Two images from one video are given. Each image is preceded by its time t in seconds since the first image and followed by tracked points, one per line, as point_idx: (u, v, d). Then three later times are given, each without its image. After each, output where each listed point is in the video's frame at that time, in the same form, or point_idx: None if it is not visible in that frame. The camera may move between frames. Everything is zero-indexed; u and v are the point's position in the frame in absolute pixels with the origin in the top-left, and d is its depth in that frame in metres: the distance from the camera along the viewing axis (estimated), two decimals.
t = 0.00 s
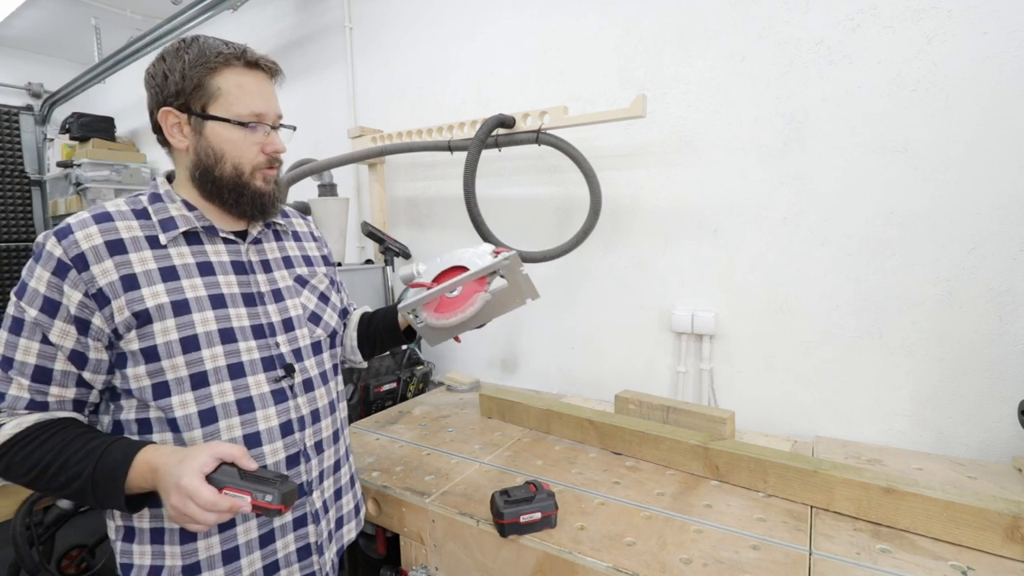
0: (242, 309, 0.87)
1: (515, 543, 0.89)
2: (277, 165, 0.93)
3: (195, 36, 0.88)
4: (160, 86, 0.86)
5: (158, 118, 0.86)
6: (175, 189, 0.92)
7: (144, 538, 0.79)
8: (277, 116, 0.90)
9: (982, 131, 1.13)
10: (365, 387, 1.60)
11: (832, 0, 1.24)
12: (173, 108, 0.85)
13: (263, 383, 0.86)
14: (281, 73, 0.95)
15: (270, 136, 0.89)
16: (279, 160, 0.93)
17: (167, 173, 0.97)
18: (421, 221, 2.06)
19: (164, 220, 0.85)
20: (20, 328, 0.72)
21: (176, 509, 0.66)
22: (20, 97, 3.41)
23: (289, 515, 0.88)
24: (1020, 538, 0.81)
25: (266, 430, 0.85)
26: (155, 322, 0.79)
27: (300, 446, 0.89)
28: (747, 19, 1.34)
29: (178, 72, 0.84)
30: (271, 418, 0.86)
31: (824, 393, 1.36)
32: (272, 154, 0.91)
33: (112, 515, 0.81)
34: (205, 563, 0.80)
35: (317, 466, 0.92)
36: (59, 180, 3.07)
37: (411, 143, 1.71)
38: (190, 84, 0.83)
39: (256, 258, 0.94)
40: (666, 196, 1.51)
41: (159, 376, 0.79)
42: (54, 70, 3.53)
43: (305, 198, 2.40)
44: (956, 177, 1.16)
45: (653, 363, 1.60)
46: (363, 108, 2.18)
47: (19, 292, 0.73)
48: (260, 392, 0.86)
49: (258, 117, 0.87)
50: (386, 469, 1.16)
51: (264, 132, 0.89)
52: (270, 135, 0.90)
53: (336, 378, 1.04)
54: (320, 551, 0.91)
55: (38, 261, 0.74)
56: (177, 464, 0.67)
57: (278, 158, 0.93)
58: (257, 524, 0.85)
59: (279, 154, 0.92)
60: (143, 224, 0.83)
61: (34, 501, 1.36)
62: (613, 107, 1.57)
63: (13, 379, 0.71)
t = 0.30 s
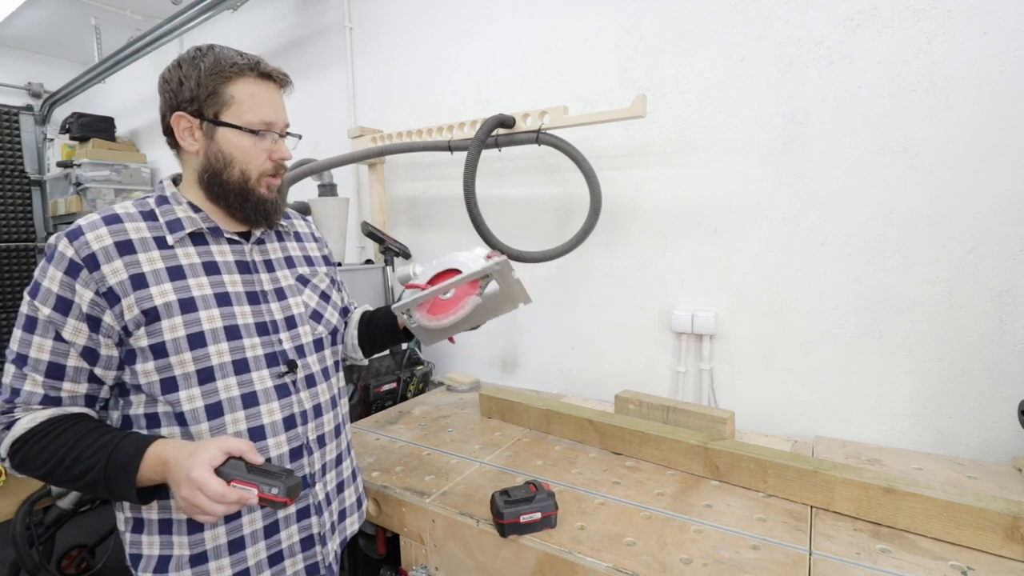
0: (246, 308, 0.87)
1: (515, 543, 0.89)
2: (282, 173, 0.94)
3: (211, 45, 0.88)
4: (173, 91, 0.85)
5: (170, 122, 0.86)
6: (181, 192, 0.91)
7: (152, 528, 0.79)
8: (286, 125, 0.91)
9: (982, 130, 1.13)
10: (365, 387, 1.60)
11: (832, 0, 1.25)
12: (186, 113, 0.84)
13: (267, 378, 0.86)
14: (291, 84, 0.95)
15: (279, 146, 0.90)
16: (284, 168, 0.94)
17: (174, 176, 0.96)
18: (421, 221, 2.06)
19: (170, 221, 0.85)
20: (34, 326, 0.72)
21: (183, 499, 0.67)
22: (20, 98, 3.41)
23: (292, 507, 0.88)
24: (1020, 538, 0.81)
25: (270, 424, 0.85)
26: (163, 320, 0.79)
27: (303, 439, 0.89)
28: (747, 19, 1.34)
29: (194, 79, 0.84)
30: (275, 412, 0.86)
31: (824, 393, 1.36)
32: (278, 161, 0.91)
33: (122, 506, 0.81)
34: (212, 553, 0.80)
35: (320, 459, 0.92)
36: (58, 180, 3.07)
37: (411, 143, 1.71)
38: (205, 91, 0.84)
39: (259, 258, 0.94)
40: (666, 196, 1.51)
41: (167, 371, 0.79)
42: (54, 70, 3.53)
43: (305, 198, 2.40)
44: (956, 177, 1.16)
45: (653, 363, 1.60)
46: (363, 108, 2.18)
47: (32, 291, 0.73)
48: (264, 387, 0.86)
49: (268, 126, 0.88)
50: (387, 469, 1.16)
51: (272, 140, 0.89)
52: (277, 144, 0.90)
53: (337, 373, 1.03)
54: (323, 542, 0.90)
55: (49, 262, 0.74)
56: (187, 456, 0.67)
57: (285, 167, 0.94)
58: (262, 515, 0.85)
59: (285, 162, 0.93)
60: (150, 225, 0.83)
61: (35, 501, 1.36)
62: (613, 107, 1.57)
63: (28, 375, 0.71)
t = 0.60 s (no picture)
0: (250, 307, 0.87)
1: (515, 543, 0.89)
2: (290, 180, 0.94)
3: (232, 53, 0.88)
4: (192, 96, 0.85)
5: (186, 125, 0.86)
6: (191, 194, 0.91)
7: (155, 521, 0.80)
8: (298, 135, 0.91)
9: (982, 130, 1.13)
10: (365, 387, 1.60)
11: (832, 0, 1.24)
12: (203, 118, 0.84)
13: (269, 375, 0.86)
14: (304, 95, 0.96)
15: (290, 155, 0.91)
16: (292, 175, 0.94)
17: (182, 178, 0.96)
18: (421, 221, 2.06)
19: (180, 222, 0.85)
20: (45, 321, 0.72)
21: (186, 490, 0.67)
22: (20, 98, 3.41)
23: (292, 502, 0.88)
24: (1020, 538, 0.81)
25: (271, 420, 0.85)
26: (170, 317, 0.79)
27: (303, 436, 0.89)
28: (747, 19, 1.34)
29: (213, 87, 0.84)
30: (276, 409, 0.86)
31: (824, 393, 1.36)
32: (288, 169, 0.91)
33: (125, 498, 0.81)
34: (212, 546, 0.80)
35: (319, 456, 0.92)
36: (59, 180, 3.08)
37: (411, 143, 1.71)
38: (222, 99, 0.84)
39: (264, 258, 0.94)
40: (666, 196, 1.51)
41: (173, 367, 0.79)
42: (54, 70, 3.53)
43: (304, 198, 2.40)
44: (956, 177, 1.16)
45: (653, 363, 1.60)
46: (363, 108, 2.18)
47: (44, 287, 0.73)
48: (266, 384, 0.86)
49: (281, 135, 0.88)
50: (387, 469, 1.16)
51: (284, 149, 0.89)
52: (288, 153, 0.90)
53: (338, 373, 1.03)
54: (322, 537, 0.91)
55: (62, 259, 0.74)
56: (191, 448, 0.68)
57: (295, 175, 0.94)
58: (262, 509, 0.85)
59: (294, 170, 0.93)
60: (159, 225, 0.83)
61: (34, 501, 1.36)
62: (613, 107, 1.57)
63: (39, 368, 0.71)
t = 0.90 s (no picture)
0: (253, 306, 0.87)
1: (515, 543, 0.89)
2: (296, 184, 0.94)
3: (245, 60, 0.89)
4: (206, 99, 0.85)
5: (197, 126, 0.86)
6: (197, 195, 0.91)
7: (158, 516, 0.79)
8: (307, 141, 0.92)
9: (982, 131, 1.13)
10: (365, 387, 1.60)
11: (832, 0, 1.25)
12: (216, 121, 0.84)
13: (271, 373, 0.86)
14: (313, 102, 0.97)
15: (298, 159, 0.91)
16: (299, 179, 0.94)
17: (188, 178, 0.96)
18: (421, 221, 2.06)
19: (185, 221, 0.85)
20: (52, 317, 0.72)
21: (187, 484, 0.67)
22: (20, 98, 3.41)
23: (292, 498, 0.88)
24: (1020, 538, 0.81)
25: (273, 418, 0.85)
26: (175, 314, 0.79)
27: (304, 434, 0.89)
28: (747, 19, 1.35)
29: (227, 91, 0.84)
30: (278, 407, 0.86)
31: (824, 393, 1.36)
32: (296, 173, 0.92)
33: (129, 494, 0.81)
34: (213, 542, 0.80)
35: (320, 454, 0.92)
36: (59, 180, 3.08)
37: (411, 143, 1.71)
38: (237, 102, 0.84)
39: (267, 258, 0.94)
40: (666, 196, 1.51)
41: (176, 364, 0.79)
42: (54, 70, 3.53)
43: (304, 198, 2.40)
44: (956, 177, 1.16)
45: (653, 363, 1.60)
46: (363, 108, 2.18)
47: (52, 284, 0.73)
48: (268, 382, 0.86)
49: (292, 141, 0.89)
50: (386, 469, 1.16)
51: (293, 154, 0.90)
52: (297, 157, 0.91)
53: (340, 374, 1.03)
54: (322, 535, 0.91)
55: (70, 256, 0.74)
56: (193, 443, 0.68)
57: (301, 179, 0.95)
58: (263, 505, 0.85)
59: (301, 175, 0.94)
60: (166, 225, 0.84)
61: (34, 501, 1.36)
62: (613, 107, 1.57)
63: (45, 363, 0.71)
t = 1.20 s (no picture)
0: (261, 302, 0.87)
1: (515, 543, 0.89)
2: (276, 167, 0.88)
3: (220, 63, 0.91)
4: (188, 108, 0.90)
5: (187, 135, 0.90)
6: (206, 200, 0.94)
7: (160, 511, 0.79)
8: (270, 116, 0.85)
9: (982, 130, 1.13)
10: (365, 387, 1.60)
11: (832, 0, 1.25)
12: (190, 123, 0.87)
13: (277, 370, 0.86)
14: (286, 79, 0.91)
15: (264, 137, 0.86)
16: (277, 161, 0.88)
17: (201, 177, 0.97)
18: (421, 221, 2.06)
19: (198, 217, 0.85)
20: (60, 304, 0.72)
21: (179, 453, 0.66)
22: (20, 98, 3.41)
23: (293, 497, 0.88)
24: (1020, 538, 0.81)
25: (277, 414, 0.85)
26: (183, 307, 0.79)
27: (308, 432, 0.89)
28: (747, 19, 1.34)
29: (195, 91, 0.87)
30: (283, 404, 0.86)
31: (824, 393, 1.36)
32: (263, 153, 0.85)
33: (130, 490, 0.81)
34: (213, 539, 0.79)
35: (323, 453, 0.93)
36: (59, 180, 3.08)
37: (411, 143, 1.71)
38: (198, 98, 0.85)
39: (276, 256, 0.93)
40: (666, 196, 1.51)
41: (183, 357, 0.79)
42: (54, 70, 3.53)
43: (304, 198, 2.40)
44: (956, 177, 1.16)
45: (653, 363, 1.60)
46: (363, 108, 2.18)
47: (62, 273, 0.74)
48: (275, 378, 0.86)
49: (244, 116, 0.83)
50: (386, 469, 1.16)
51: (252, 132, 0.84)
52: (260, 136, 0.85)
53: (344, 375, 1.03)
54: (321, 535, 0.91)
55: (82, 245, 0.75)
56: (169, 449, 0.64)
57: (280, 160, 0.89)
58: (265, 502, 0.84)
59: (274, 155, 0.87)
60: (179, 220, 0.84)
61: (34, 501, 1.36)
62: (613, 107, 1.57)
63: (47, 348, 0.71)
